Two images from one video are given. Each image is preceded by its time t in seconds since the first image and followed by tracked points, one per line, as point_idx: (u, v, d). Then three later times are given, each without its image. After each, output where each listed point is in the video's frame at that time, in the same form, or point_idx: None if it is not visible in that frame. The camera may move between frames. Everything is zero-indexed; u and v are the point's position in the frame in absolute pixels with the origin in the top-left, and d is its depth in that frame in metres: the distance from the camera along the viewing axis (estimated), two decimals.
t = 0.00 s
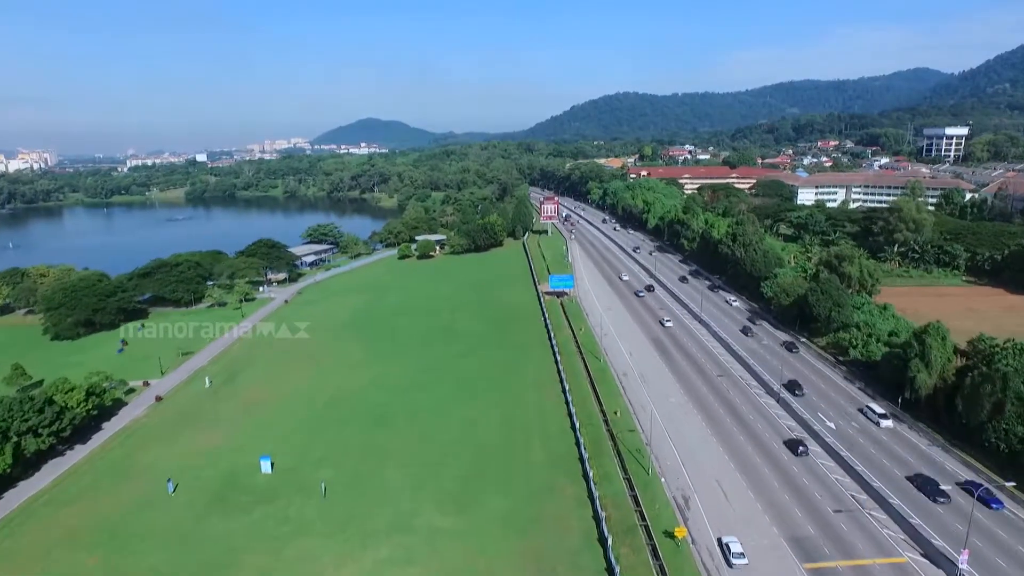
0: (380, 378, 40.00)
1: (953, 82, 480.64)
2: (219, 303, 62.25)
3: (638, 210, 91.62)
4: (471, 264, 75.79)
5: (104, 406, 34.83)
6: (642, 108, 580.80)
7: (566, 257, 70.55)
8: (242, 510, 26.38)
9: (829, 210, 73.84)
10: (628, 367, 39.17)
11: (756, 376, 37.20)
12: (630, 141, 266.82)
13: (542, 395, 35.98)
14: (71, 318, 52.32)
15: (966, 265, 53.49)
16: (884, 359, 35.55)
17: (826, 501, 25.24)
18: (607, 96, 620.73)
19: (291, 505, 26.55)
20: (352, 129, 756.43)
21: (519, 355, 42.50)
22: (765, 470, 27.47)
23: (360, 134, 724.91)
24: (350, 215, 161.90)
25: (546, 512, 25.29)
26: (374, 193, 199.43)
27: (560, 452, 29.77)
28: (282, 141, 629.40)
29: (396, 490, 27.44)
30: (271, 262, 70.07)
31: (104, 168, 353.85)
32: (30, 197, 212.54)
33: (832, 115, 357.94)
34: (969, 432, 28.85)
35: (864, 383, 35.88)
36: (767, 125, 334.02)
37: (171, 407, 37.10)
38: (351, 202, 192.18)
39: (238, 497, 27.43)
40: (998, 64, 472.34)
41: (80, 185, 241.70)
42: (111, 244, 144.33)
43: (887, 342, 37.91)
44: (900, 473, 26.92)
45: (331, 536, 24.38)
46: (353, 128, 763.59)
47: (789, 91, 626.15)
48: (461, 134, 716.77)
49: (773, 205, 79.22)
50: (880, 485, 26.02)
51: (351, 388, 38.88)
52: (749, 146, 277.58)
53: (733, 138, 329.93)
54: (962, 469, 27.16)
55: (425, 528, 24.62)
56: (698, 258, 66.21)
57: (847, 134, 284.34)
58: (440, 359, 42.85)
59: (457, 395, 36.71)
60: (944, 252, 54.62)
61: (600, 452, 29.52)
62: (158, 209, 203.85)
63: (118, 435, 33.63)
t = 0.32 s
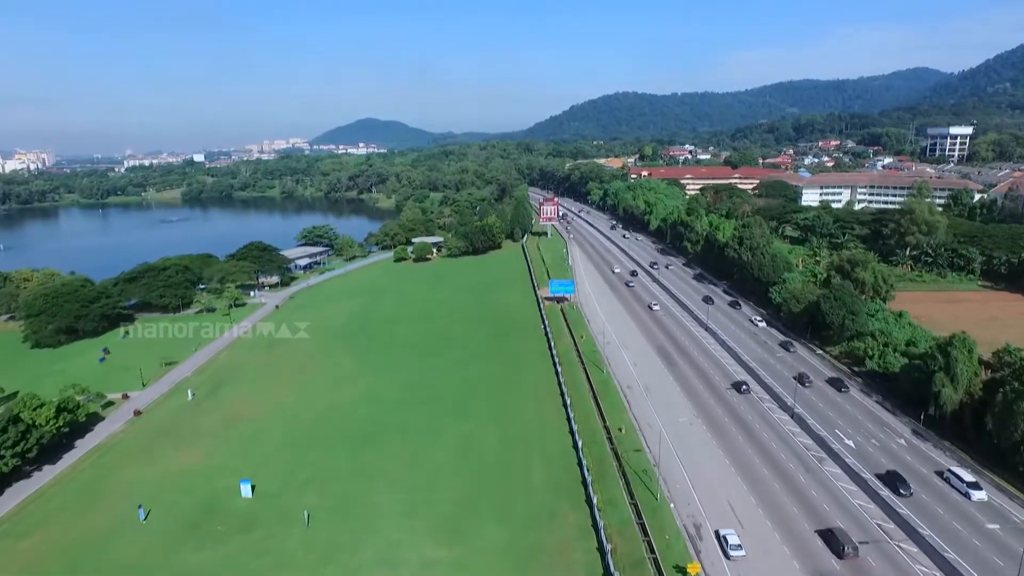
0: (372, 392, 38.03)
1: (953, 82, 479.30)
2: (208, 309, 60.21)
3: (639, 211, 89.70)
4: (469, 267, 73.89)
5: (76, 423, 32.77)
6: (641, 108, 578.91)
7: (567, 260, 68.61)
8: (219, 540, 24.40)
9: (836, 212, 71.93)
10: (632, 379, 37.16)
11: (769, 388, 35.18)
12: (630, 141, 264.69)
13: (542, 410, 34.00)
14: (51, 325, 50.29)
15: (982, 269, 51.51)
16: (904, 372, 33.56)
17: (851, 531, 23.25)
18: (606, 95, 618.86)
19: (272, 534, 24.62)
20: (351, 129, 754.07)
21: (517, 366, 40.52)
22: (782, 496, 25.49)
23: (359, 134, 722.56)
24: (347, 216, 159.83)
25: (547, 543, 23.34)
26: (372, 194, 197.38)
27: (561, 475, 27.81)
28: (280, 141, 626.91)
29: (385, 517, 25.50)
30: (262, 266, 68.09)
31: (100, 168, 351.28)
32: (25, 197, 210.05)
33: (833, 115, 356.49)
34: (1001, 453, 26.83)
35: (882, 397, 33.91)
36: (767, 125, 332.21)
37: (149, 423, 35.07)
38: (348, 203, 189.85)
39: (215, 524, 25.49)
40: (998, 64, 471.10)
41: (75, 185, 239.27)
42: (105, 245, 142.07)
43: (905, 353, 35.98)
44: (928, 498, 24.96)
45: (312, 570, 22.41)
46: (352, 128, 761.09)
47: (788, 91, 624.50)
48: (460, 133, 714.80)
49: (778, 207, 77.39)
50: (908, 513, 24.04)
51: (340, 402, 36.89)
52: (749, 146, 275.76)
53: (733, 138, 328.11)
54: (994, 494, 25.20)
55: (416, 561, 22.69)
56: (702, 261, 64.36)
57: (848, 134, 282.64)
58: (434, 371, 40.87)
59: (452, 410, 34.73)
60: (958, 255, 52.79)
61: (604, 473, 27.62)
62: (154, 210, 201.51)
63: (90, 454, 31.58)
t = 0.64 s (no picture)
0: (363, 407, 36.08)
1: (954, 81, 477.44)
2: (196, 315, 58.26)
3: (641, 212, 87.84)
4: (467, 270, 72.07)
5: (46, 442, 30.83)
6: (641, 108, 577.14)
7: (567, 264, 66.67)
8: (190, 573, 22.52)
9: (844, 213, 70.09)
10: (637, 392, 35.25)
11: (782, 403, 33.21)
12: (630, 140, 262.74)
13: (541, 427, 32.10)
14: (31, 333, 48.26)
15: (999, 273, 49.52)
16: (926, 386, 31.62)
17: (878, 565, 21.30)
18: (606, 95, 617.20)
19: (247, 568, 22.65)
20: (350, 129, 752.45)
21: (516, 379, 38.59)
22: (801, 524, 23.49)
23: (358, 134, 720.80)
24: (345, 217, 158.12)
25: None
26: (370, 194, 195.55)
27: (561, 500, 25.85)
28: (280, 141, 627.62)
29: (371, 547, 23.57)
30: (253, 270, 66.04)
31: (98, 168, 349.56)
32: (21, 198, 208.00)
33: (834, 115, 355.25)
34: None
35: (902, 412, 31.98)
36: (768, 125, 330.66)
37: (127, 439, 33.12)
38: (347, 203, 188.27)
39: (187, 557, 23.48)
40: (999, 63, 469.54)
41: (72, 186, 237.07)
42: (99, 247, 140.13)
43: (924, 364, 33.97)
44: (961, 528, 22.96)
45: None
46: (351, 129, 759.44)
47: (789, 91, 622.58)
48: (459, 133, 713.51)
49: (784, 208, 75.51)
50: (941, 546, 22.03)
51: (329, 417, 34.99)
52: (750, 146, 273.88)
53: (734, 138, 326.46)
54: None
55: None
56: (706, 265, 62.50)
57: (850, 134, 280.94)
58: (428, 383, 39.00)
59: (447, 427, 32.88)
60: (974, 259, 50.65)
61: (608, 499, 25.67)
62: (151, 211, 199.58)
63: (60, 476, 29.62)
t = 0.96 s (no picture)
0: (352, 422, 34.13)
1: (956, 81, 475.47)
2: (183, 321, 56.21)
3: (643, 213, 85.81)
4: (465, 274, 70.07)
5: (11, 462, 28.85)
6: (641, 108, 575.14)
7: (568, 267, 64.74)
8: None
9: (852, 215, 68.19)
10: (642, 407, 33.27)
11: (797, 420, 31.24)
12: (630, 140, 260.61)
13: (541, 446, 30.05)
14: (8, 340, 46.35)
15: (1018, 279, 47.48)
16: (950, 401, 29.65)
17: None
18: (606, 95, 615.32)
19: None
20: (350, 129, 750.62)
21: (514, 391, 36.62)
22: (824, 558, 21.51)
23: (357, 134, 718.74)
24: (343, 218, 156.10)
25: None
26: (368, 195, 193.57)
27: (562, 528, 23.83)
28: (279, 141, 625.78)
29: None
30: (244, 273, 64.01)
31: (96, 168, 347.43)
32: (16, 198, 205.75)
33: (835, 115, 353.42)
34: None
35: (925, 429, 30.00)
36: (768, 125, 328.71)
37: (100, 458, 31.15)
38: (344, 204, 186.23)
39: None
40: (1000, 62, 467.83)
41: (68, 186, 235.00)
42: (93, 248, 138.09)
43: (946, 377, 31.91)
44: (999, 563, 21.00)
45: None
46: (350, 129, 757.19)
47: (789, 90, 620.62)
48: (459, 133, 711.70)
49: (790, 209, 73.51)
50: None
51: (316, 433, 32.95)
52: (751, 146, 271.95)
53: (734, 138, 324.47)
54: None
55: None
56: (712, 269, 60.52)
57: (852, 133, 278.96)
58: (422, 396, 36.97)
59: (440, 445, 30.89)
60: (991, 263, 48.66)
61: (613, 527, 23.68)
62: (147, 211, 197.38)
63: (22, 500, 27.54)
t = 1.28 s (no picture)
0: (340, 437, 32.17)
1: (957, 80, 473.32)
2: (170, 327, 54.21)
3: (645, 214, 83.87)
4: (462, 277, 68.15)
5: None
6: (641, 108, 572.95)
7: (568, 271, 62.71)
8: None
9: (861, 216, 66.28)
10: (648, 423, 31.26)
11: (814, 438, 29.22)
12: (630, 141, 258.44)
13: (541, 465, 28.12)
14: None
15: None
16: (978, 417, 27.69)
17: None
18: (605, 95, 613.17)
19: None
20: (349, 129, 748.29)
21: (512, 405, 34.64)
22: None
23: (357, 134, 716.36)
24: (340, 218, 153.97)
25: None
26: (366, 195, 191.54)
27: (564, 558, 21.84)
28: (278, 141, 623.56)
29: None
30: (235, 277, 61.99)
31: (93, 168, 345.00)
32: (11, 198, 203.19)
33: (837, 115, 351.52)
34: None
35: (951, 447, 28.04)
36: (769, 125, 326.55)
37: (70, 478, 29.19)
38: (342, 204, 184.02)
39: None
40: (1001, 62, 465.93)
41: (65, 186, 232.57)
42: (87, 249, 135.96)
43: (972, 391, 29.94)
44: None
45: None
46: (349, 129, 754.68)
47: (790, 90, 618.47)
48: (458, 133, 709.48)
49: (796, 211, 71.63)
50: None
51: (301, 450, 30.97)
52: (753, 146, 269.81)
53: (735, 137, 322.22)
54: None
55: None
56: (717, 273, 58.56)
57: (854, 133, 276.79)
58: (415, 410, 34.95)
59: (433, 463, 28.95)
60: (1009, 267, 46.70)
61: (618, 559, 21.73)
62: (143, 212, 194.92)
63: None
